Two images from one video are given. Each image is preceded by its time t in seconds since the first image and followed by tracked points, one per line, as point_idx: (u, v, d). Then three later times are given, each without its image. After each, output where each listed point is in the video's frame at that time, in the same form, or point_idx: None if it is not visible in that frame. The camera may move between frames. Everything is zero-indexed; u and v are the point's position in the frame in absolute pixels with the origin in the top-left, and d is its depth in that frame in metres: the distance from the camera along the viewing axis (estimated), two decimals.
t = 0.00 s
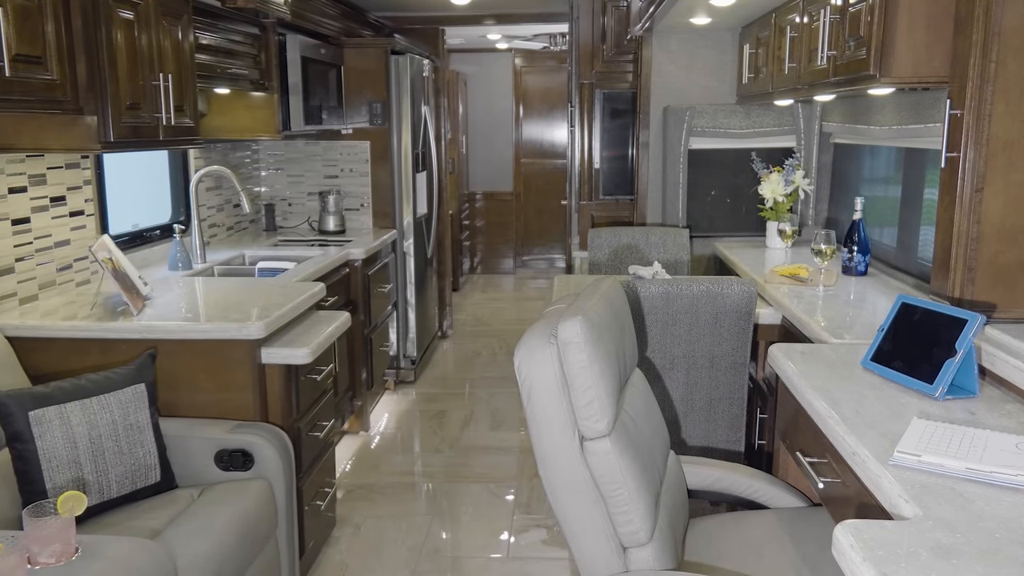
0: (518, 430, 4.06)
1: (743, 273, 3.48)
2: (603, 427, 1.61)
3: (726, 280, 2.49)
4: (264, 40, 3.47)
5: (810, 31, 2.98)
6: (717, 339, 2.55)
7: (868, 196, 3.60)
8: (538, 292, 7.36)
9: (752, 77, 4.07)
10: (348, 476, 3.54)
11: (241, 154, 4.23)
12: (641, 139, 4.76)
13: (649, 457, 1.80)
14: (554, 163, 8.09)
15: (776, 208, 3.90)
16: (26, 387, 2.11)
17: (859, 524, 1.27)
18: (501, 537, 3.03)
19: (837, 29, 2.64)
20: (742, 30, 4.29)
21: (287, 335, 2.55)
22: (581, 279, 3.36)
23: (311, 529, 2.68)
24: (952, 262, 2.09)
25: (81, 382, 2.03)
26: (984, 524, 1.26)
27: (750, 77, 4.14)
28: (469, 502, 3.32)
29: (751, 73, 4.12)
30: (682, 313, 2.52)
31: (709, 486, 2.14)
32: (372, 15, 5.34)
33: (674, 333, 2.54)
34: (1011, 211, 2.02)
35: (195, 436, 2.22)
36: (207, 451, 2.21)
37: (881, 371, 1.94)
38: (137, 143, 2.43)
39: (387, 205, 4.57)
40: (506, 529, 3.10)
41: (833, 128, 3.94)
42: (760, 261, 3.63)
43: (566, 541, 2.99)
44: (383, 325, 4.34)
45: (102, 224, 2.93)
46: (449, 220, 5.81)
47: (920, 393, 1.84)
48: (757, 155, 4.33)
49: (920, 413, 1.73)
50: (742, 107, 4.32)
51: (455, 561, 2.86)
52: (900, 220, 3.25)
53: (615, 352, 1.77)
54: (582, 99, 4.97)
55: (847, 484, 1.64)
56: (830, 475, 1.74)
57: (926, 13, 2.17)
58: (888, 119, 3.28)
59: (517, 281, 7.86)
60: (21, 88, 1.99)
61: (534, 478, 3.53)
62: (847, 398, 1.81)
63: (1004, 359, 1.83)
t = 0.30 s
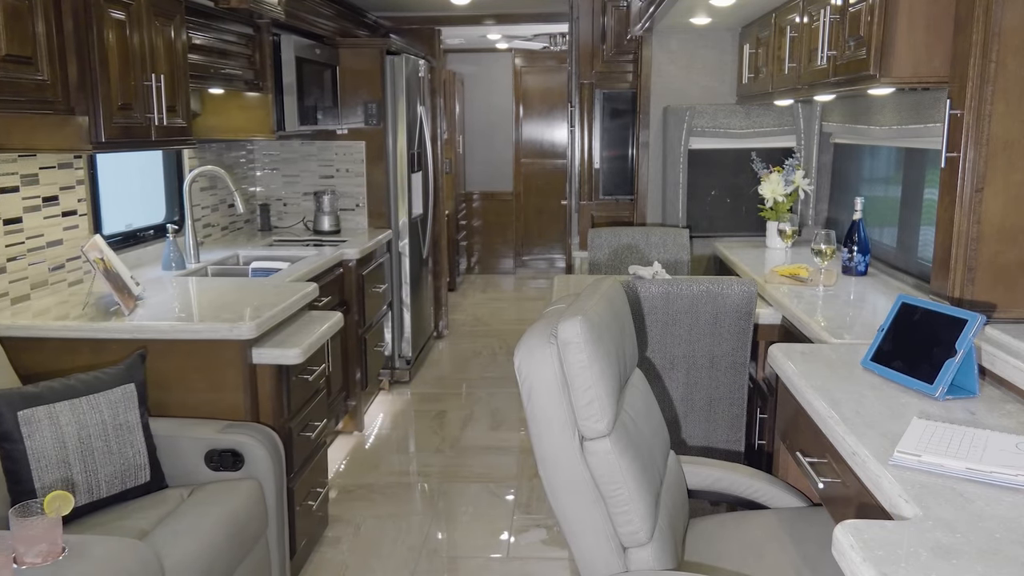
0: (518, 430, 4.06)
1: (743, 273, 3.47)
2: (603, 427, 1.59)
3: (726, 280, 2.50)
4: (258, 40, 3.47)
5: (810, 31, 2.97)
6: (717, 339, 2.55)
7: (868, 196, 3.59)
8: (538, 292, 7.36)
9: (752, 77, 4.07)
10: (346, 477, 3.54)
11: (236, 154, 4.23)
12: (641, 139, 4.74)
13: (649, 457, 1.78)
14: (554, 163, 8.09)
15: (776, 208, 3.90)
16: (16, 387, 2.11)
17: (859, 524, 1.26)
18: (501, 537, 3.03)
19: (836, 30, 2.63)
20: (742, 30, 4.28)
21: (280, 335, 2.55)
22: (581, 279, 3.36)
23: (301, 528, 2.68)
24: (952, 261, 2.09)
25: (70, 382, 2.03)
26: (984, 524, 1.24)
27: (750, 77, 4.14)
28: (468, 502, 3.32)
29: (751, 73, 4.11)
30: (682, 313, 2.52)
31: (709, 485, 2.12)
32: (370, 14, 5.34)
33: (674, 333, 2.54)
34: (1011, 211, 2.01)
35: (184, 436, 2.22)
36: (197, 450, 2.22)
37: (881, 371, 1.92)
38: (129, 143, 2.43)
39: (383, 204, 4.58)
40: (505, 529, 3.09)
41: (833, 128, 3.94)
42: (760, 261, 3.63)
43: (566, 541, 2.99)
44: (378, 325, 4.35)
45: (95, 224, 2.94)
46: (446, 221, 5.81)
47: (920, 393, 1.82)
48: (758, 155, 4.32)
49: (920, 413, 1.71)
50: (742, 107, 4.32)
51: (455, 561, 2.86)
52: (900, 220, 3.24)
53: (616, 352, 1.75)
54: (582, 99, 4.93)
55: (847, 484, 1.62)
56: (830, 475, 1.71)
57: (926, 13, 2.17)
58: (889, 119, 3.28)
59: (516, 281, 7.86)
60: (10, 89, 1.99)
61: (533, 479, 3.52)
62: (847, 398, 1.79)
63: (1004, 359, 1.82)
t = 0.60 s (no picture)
0: (517, 430, 4.06)
1: (743, 273, 3.48)
2: (603, 427, 1.59)
3: (726, 280, 2.50)
4: (257, 40, 3.47)
5: (810, 31, 2.96)
6: (717, 339, 2.55)
7: (867, 196, 3.59)
8: (538, 292, 7.37)
9: (752, 77, 4.07)
10: (345, 476, 3.55)
11: (233, 154, 4.23)
12: (641, 139, 4.74)
13: (649, 458, 1.78)
14: (554, 163, 8.10)
15: (776, 208, 3.90)
16: (11, 387, 2.11)
17: (859, 523, 1.26)
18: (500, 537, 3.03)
19: (837, 30, 2.62)
20: (742, 30, 4.28)
21: (276, 335, 2.55)
22: (581, 279, 3.36)
23: (298, 527, 2.68)
24: (951, 261, 2.09)
25: (66, 382, 2.04)
26: (984, 524, 1.24)
27: (750, 77, 4.14)
28: (468, 501, 3.32)
29: (751, 73, 4.11)
30: (683, 313, 2.52)
31: (709, 486, 2.12)
32: (369, 14, 5.34)
33: (675, 333, 2.54)
34: (1011, 211, 2.02)
35: (181, 436, 2.23)
36: (193, 450, 2.23)
37: (881, 371, 1.92)
38: (127, 143, 2.44)
39: (380, 205, 4.59)
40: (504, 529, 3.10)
41: (833, 128, 3.94)
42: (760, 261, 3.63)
43: (565, 541, 2.99)
44: (376, 325, 4.36)
45: (92, 224, 2.94)
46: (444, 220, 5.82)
47: (920, 393, 1.82)
48: (758, 155, 4.32)
49: (920, 413, 1.71)
50: (742, 107, 4.32)
51: (454, 561, 2.86)
52: (899, 220, 3.24)
53: (616, 353, 1.75)
54: (582, 99, 4.92)
55: (847, 484, 1.62)
56: (830, 474, 1.71)
57: (926, 13, 2.18)
58: (889, 119, 3.27)
59: (516, 281, 7.86)
60: (9, 88, 1.99)
61: (533, 479, 3.53)
62: (847, 398, 1.80)
63: (1004, 359, 1.82)
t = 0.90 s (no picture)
0: (518, 430, 4.07)
1: (746, 273, 3.48)
2: (611, 427, 1.59)
3: (731, 280, 2.50)
4: (256, 40, 3.47)
5: (814, 31, 2.95)
6: (723, 339, 2.55)
7: (871, 196, 3.59)
8: (538, 292, 7.38)
9: (755, 77, 4.05)
10: (345, 476, 3.55)
11: (233, 154, 4.23)
12: (643, 139, 4.71)
13: (658, 458, 1.77)
14: (554, 163, 8.10)
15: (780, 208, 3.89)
16: (10, 387, 2.12)
17: (868, 524, 1.26)
18: (500, 537, 3.03)
19: (840, 30, 2.61)
20: (745, 31, 4.26)
21: (275, 335, 2.56)
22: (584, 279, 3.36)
23: (298, 527, 2.68)
24: (957, 261, 2.09)
25: (65, 382, 2.04)
26: (993, 526, 1.24)
27: (752, 77, 4.13)
28: (470, 501, 3.33)
29: (753, 73, 4.11)
30: (688, 313, 2.52)
31: (715, 486, 2.11)
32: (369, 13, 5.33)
33: (680, 333, 2.55)
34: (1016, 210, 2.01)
35: (181, 435, 2.23)
36: (193, 450, 2.23)
37: (887, 371, 1.92)
38: (126, 143, 2.44)
39: (380, 205, 4.59)
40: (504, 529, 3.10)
41: (836, 128, 3.94)
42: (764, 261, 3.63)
43: (565, 542, 2.99)
44: (375, 325, 4.36)
45: (92, 224, 2.94)
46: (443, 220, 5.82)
47: (926, 394, 1.82)
48: (761, 155, 4.28)
49: (926, 413, 1.71)
50: (745, 107, 4.28)
51: (455, 561, 2.86)
52: (903, 220, 3.24)
53: (624, 353, 1.74)
54: (582, 99, 4.90)
55: (854, 484, 1.61)
56: (837, 475, 1.71)
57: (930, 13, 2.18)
58: (891, 119, 3.27)
59: (516, 281, 7.87)
60: (8, 89, 1.99)
61: (534, 479, 3.53)
62: (853, 398, 1.79)
63: (1010, 360, 1.82)
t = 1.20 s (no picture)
0: (519, 430, 4.07)
1: (753, 273, 3.47)
2: (626, 427, 1.58)
3: (741, 281, 2.50)
4: (255, 40, 3.47)
5: (823, 31, 2.93)
6: (732, 339, 2.55)
7: (878, 196, 3.59)
8: (537, 292, 7.38)
9: (762, 77, 4.02)
10: (346, 476, 3.55)
11: (232, 154, 4.23)
12: (651, 139, 4.68)
13: (671, 457, 1.76)
14: (554, 163, 8.11)
15: (786, 208, 3.89)
16: (10, 387, 2.12)
17: (887, 525, 1.25)
18: (501, 537, 3.03)
19: (851, 30, 2.61)
20: (752, 31, 4.24)
21: (275, 335, 2.55)
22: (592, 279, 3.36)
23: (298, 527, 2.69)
24: (968, 261, 2.08)
25: (65, 382, 2.04)
26: (1013, 527, 1.24)
27: (760, 77, 4.10)
28: (471, 501, 3.33)
29: (761, 73, 4.07)
30: (698, 313, 2.52)
31: (727, 486, 2.10)
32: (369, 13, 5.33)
33: (689, 332, 2.54)
34: None
35: (180, 435, 2.24)
36: (193, 450, 2.23)
37: (900, 371, 1.91)
38: (127, 143, 2.44)
39: (379, 205, 4.59)
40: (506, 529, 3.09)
41: (842, 128, 3.94)
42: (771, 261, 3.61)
43: (566, 542, 2.99)
44: (375, 325, 4.37)
45: (92, 223, 2.94)
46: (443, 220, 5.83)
47: (940, 394, 1.82)
48: (767, 155, 4.31)
49: (941, 414, 1.71)
50: (751, 107, 4.31)
51: (457, 561, 2.86)
52: (911, 220, 3.23)
53: (638, 352, 1.73)
54: (582, 100, 4.78)
55: (868, 485, 1.61)
56: (852, 475, 1.70)
57: (941, 12, 2.15)
58: (900, 119, 3.26)
59: (516, 281, 7.87)
60: (8, 89, 2.00)
61: (535, 479, 3.53)
62: (866, 398, 1.79)
63: None
